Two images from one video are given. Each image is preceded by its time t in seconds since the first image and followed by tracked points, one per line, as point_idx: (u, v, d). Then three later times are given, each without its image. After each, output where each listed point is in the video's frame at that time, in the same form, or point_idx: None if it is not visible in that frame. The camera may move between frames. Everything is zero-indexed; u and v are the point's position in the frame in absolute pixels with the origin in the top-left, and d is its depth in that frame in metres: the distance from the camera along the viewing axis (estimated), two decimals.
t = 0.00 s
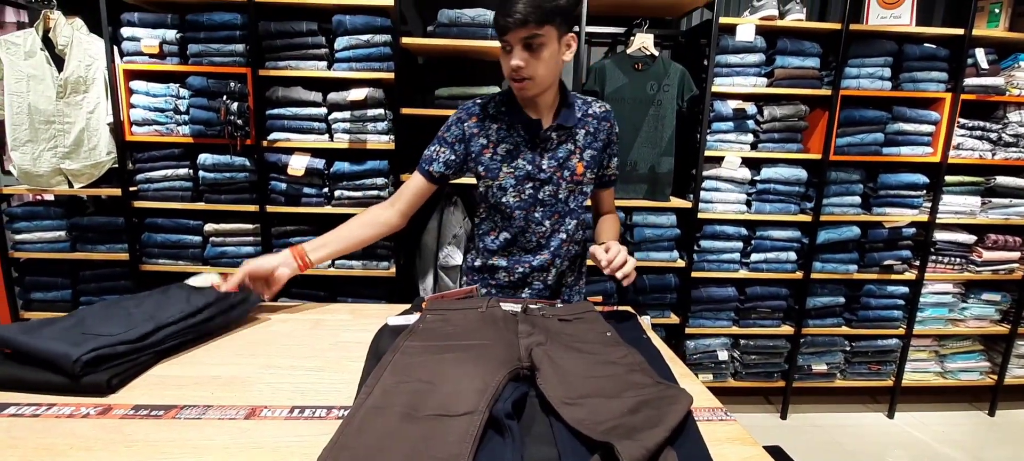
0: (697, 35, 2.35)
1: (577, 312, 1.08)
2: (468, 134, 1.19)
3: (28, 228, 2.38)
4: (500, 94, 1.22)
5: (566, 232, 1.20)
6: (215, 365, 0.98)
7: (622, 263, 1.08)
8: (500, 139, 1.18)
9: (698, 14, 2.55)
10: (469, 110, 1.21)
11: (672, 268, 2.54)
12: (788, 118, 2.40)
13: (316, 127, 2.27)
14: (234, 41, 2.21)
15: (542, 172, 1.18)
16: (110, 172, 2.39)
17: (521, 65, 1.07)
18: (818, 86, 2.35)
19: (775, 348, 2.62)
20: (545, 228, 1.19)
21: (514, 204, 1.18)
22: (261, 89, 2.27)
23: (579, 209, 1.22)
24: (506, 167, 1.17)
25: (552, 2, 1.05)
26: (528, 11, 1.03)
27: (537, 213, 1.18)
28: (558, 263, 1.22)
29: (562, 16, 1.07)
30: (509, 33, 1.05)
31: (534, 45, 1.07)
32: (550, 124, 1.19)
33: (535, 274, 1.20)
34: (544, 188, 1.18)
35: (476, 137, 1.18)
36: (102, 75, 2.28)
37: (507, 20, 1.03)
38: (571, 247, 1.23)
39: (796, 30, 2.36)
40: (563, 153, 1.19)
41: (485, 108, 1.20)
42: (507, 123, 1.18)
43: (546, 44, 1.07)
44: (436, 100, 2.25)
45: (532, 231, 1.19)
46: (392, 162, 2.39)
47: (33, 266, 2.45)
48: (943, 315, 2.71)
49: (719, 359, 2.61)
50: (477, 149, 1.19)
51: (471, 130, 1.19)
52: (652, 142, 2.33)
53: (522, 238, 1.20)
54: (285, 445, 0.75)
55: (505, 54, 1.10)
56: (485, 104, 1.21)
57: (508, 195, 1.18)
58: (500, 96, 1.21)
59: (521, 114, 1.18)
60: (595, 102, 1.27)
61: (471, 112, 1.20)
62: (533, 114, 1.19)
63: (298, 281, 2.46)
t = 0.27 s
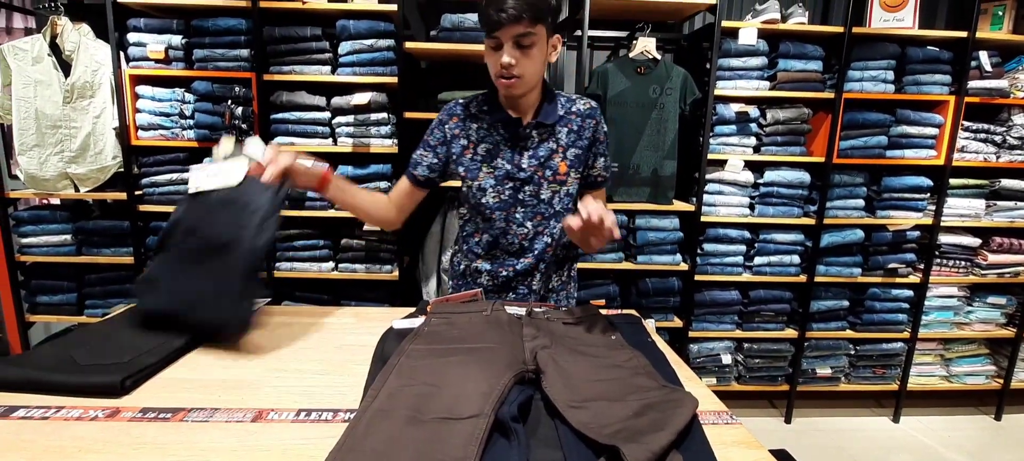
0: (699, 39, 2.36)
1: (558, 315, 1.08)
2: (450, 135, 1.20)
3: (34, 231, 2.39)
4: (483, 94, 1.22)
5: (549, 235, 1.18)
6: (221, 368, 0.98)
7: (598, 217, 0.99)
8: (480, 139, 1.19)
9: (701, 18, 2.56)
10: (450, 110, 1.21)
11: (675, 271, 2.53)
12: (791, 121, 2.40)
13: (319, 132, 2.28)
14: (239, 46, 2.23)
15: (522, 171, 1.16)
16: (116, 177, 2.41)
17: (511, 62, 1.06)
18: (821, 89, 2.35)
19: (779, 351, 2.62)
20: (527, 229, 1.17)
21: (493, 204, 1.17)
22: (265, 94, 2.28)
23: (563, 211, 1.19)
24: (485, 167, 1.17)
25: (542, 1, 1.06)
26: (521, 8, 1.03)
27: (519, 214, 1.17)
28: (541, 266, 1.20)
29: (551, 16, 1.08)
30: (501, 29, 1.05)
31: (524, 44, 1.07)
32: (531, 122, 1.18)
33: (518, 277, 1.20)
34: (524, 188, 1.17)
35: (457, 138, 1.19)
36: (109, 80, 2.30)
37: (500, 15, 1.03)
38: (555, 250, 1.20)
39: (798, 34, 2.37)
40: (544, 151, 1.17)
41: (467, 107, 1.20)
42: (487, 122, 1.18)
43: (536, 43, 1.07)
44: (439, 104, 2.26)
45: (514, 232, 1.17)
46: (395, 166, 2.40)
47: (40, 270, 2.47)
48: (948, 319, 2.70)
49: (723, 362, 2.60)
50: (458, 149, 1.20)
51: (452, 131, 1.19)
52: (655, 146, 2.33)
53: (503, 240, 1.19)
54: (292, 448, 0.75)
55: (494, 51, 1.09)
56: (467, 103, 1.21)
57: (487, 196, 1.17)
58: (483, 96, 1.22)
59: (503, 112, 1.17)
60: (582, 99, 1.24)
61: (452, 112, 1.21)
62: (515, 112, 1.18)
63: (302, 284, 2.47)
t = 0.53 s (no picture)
0: (701, 42, 2.36)
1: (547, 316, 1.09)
2: (440, 135, 1.21)
3: (39, 235, 2.41)
4: (475, 94, 1.23)
5: (542, 240, 1.17)
6: (223, 372, 0.99)
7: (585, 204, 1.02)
8: (472, 140, 1.19)
9: (702, 22, 2.55)
10: (442, 109, 1.22)
11: (677, 274, 2.53)
12: (793, 124, 2.40)
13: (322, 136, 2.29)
14: (242, 51, 2.24)
15: (514, 175, 1.18)
16: (121, 181, 2.42)
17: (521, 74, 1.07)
18: (824, 92, 2.35)
19: (783, 354, 2.61)
20: (519, 234, 1.17)
21: (484, 207, 1.18)
22: (269, 98, 2.30)
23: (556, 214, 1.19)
24: (477, 170, 1.18)
25: (550, 12, 1.07)
26: (534, 21, 1.04)
27: (510, 218, 1.18)
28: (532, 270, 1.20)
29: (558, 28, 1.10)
30: (513, 40, 1.05)
31: (533, 55, 1.08)
32: (524, 125, 1.19)
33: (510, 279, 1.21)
34: (516, 192, 1.19)
35: (448, 139, 1.20)
36: (114, 85, 2.32)
37: (512, 26, 1.03)
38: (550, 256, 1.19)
39: (800, 37, 2.37)
40: (537, 156, 1.19)
41: (459, 108, 1.21)
42: (479, 124, 1.19)
43: (544, 55, 1.09)
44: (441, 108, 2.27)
45: (506, 237, 1.17)
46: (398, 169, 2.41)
47: (45, 273, 2.49)
48: (953, 322, 2.69)
49: (726, 366, 2.59)
50: (449, 150, 1.21)
51: (443, 132, 1.20)
52: (657, 149, 2.33)
53: (495, 245, 1.18)
54: (293, 451, 0.76)
55: (500, 59, 1.09)
56: (459, 103, 1.22)
57: (478, 198, 1.18)
58: (475, 96, 1.22)
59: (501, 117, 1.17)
60: (575, 102, 1.24)
61: (444, 112, 1.21)
62: (512, 118, 1.19)
63: (305, 287, 2.48)
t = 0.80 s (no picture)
0: (701, 45, 2.37)
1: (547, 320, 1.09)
2: (441, 136, 1.19)
3: (42, 239, 2.41)
4: (476, 96, 1.22)
5: (542, 243, 1.18)
6: (226, 376, 0.99)
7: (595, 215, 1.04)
8: (473, 142, 1.18)
9: (702, 26, 2.50)
10: (442, 110, 1.21)
11: (679, 278, 2.53)
12: (794, 127, 2.39)
13: (324, 139, 2.30)
14: (244, 55, 2.25)
15: (515, 178, 1.18)
16: (123, 185, 2.43)
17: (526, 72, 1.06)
18: (824, 95, 2.35)
19: (785, 358, 2.60)
20: (520, 236, 1.17)
21: (485, 210, 1.16)
22: (271, 102, 2.30)
23: (556, 218, 1.19)
24: (478, 172, 1.17)
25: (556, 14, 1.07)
26: (541, 19, 1.04)
27: (511, 221, 1.17)
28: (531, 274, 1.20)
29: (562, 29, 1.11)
30: (519, 37, 1.05)
31: (538, 54, 1.08)
32: (525, 128, 1.19)
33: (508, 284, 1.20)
34: (517, 195, 1.18)
35: (448, 140, 1.18)
36: (116, 89, 2.33)
37: (519, 24, 1.02)
38: (547, 257, 1.20)
39: (800, 40, 2.37)
40: (538, 159, 1.19)
41: (461, 110, 1.20)
42: (481, 126, 1.18)
43: (548, 54, 1.09)
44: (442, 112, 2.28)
45: (506, 240, 1.16)
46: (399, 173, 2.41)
47: (47, 277, 2.49)
48: (956, 325, 2.68)
49: (728, 369, 2.59)
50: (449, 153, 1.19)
51: (444, 133, 1.18)
52: (658, 152, 2.33)
53: (495, 249, 1.17)
54: (296, 456, 0.76)
55: (504, 57, 1.08)
56: (460, 105, 1.21)
57: (478, 201, 1.16)
58: (476, 99, 1.22)
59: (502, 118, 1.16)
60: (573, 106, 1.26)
61: (445, 113, 1.20)
62: (512, 118, 1.17)
63: (307, 291, 2.48)
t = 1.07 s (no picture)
0: (701, 47, 2.37)
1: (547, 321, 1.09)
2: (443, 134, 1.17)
3: (42, 242, 2.41)
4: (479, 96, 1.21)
5: (542, 241, 1.18)
6: (225, 378, 0.99)
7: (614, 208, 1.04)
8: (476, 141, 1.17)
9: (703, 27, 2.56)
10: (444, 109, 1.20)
11: (680, 279, 2.52)
12: (795, 128, 2.39)
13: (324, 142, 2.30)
14: (245, 58, 2.25)
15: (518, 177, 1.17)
16: (124, 187, 2.44)
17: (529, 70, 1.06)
18: (825, 96, 2.35)
19: (786, 360, 2.59)
20: (520, 234, 1.17)
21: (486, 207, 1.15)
22: (271, 104, 2.31)
23: (556, 217, 1.19)
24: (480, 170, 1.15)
25: (560, 13, 1.07)
26: (546, 18, 1.04)
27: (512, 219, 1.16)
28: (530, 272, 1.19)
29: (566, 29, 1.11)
30: (524, 35, 1.04)
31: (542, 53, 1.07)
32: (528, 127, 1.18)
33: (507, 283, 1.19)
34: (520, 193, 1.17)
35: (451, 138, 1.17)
36: (117, 92, 2.33)
37: (525, 21, 1.02)
38: (546, 256, 1.20)
39: (801, 42, 2.37)
40: (540, 158, 1.18)
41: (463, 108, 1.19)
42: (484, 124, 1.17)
43: (551, 53, 1.09)
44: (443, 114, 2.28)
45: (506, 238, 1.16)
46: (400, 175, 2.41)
47: (47, 280, 2.49)
48: (957, 327, 2.67)
49: (729, 372, 2.58)
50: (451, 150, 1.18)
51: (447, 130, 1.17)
52: (658, 154, 2.32)
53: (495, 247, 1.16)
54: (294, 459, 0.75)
55: (507, 55, 1.08)
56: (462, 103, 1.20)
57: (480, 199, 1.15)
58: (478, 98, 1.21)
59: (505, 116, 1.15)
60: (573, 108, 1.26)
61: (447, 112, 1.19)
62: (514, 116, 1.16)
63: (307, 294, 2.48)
